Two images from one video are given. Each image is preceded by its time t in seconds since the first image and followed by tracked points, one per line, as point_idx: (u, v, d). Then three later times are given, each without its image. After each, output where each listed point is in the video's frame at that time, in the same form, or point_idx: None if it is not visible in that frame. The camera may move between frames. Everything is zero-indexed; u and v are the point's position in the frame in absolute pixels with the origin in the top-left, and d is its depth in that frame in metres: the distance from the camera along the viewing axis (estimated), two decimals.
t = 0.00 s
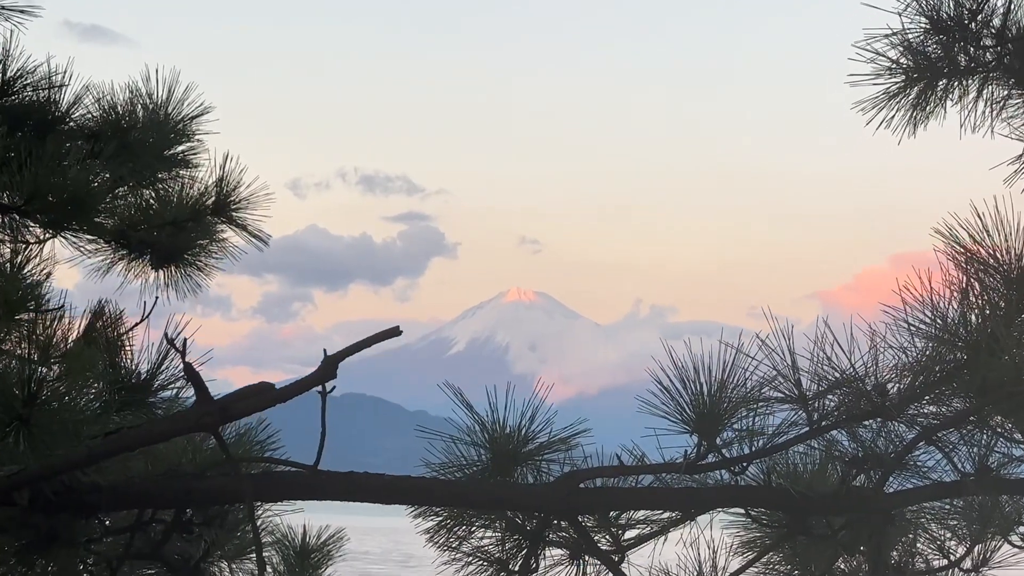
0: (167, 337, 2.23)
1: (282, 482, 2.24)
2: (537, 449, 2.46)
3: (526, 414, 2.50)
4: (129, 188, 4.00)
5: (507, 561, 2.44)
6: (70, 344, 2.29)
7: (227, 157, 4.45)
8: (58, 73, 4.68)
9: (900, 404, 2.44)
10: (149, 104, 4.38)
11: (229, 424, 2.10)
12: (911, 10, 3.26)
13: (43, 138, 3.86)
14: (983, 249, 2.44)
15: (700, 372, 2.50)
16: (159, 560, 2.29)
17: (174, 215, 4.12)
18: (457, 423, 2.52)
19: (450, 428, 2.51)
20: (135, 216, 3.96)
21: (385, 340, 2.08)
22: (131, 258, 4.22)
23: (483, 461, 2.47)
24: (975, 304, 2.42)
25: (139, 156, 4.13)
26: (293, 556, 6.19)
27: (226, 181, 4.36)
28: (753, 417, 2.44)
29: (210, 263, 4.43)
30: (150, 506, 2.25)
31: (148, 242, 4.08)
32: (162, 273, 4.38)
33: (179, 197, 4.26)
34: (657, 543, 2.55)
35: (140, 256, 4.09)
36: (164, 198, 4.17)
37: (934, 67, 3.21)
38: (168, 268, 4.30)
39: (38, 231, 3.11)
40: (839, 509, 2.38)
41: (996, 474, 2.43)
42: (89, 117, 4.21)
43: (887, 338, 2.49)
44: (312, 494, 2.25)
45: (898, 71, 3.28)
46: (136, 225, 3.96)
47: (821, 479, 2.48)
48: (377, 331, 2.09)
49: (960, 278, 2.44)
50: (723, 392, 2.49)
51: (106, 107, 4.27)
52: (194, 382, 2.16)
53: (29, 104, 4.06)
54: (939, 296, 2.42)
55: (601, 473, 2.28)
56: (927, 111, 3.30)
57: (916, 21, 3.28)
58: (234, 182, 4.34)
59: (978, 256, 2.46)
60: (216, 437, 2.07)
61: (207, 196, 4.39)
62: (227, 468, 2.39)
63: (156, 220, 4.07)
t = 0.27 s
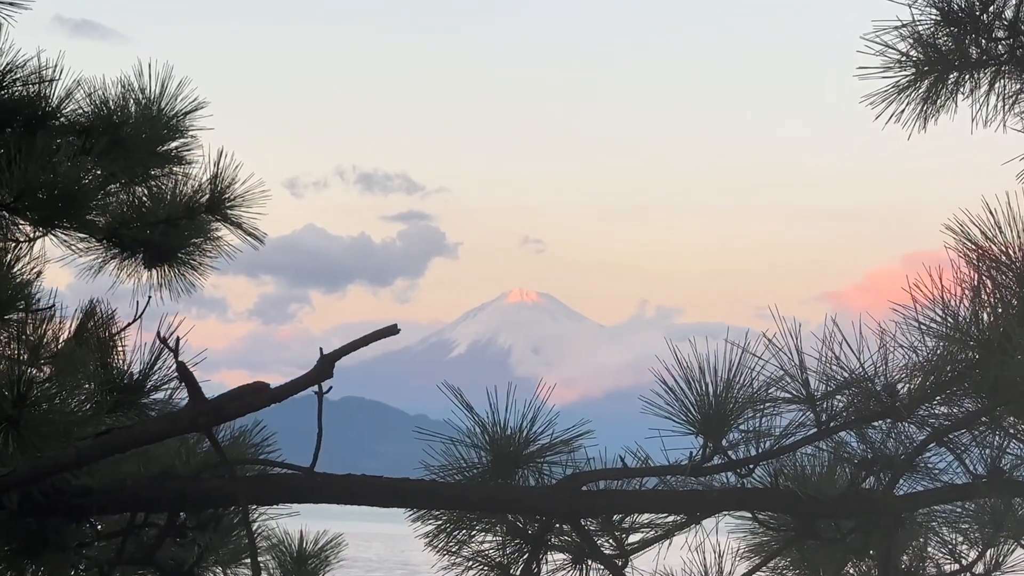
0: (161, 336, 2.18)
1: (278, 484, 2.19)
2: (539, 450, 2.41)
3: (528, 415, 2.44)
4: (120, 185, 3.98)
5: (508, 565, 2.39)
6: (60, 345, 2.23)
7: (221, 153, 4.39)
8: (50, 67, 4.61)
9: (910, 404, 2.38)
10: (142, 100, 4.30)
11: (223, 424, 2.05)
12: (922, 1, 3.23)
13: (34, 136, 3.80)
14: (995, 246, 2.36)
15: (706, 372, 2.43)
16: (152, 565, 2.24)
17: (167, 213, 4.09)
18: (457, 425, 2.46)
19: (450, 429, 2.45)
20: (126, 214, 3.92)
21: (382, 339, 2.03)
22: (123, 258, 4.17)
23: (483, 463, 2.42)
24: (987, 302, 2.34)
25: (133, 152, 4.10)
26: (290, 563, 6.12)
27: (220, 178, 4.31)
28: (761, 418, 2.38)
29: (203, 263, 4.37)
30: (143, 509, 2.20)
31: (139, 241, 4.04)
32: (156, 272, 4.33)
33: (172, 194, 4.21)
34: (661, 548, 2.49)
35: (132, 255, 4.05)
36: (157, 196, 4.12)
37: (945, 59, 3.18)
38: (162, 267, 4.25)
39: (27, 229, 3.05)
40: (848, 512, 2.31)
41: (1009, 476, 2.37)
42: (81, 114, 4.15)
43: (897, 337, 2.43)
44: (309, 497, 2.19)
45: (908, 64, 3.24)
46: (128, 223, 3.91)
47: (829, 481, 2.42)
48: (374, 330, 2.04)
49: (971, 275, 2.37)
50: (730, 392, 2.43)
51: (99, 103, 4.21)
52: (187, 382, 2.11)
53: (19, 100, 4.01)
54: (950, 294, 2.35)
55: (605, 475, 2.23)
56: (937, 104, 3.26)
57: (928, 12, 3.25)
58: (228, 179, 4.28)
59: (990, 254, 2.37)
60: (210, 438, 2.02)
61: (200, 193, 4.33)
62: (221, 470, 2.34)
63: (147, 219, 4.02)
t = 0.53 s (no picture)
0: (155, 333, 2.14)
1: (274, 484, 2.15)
2: (540, 450, 2.37)
3: (529, 414, 2.40)
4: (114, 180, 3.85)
5: (509, 566, 2.35)
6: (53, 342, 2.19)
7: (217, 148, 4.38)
8: (42, 61, 4.54)
9: (918, 402, 2.33)
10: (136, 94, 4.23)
11: (218, 422, 2.01)
12: None
13: (28, 131, 3.71)
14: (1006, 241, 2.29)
15: (711, 369, 2.40)
16: (147, 565, 2.20)
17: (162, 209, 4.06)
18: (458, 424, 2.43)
19: (451, 427, 2.42)
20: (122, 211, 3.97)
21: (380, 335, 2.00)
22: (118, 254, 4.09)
23: (484, 462, 2.38)
24: (996, 299, 2.30)
25: (127, 146, 3.97)
26: (287, 565, 6.08)
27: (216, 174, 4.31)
28: (765, 416, 2.33)
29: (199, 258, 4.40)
30: (138, 508, 2.16)
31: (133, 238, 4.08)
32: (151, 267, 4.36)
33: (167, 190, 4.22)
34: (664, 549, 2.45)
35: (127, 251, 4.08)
36: (152, 193, 4.14)
37: (954, 51, 3.24)
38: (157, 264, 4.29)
39: (19, 225, 2.97)
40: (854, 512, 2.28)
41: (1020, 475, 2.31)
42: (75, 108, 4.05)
43: (905, 333, 2.38)
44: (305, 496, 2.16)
45: (917, 56, 3.32)
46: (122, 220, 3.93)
47: (835, 481, 2.41)
48: (372, 325, 2.01)
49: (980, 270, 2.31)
50: (735, 389, 2.38)
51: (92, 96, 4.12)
52: (182, 378, 2.08)
53: (12, 95, 3.91)
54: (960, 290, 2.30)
55: (607, 474, 2.19)
56: (945, 96, 3.32)
57: (935, 6, 3.33)
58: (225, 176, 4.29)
59: (1001, 249, 2.30)
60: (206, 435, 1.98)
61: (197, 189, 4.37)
62: (217, 469, 2.30)
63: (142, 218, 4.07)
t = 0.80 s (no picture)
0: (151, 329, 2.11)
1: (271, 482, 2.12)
2: (542, 447, 2.35)
3: (530, 411, 2.37)
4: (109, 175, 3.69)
5: (510, 566, 2.31)
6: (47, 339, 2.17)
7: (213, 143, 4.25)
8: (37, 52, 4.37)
9: (925, 399, 2.30)
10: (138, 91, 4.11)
11: (214, 418, 1.99)
12: None
13: (21, 123, 3.57)
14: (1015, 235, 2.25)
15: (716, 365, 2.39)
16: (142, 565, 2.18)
17: (159, 204, 3.99)
18: (457, 422, 2.39)
19: (451, 424, 2.38)
20: (118, 205, 3.84)
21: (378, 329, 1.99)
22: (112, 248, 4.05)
23: (484, 460, 2.35)
24: (1005, 294, 2.26)
25: (127, 142, 3.85)
26: (286, 566, 6.05)
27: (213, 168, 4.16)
28: (770, 413, 2.30)
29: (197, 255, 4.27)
30: (132, 508, 2.13)
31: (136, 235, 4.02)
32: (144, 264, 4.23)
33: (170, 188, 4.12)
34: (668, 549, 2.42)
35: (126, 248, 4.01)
36: (151, 188, 4.01)
37: (960, 43, 3.28)
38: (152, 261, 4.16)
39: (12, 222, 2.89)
40: (859, 510, 2.25)
41: None
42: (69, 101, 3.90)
43: (910, 329, 2.36)
44: (303, 494, 2.13)
45: (924, 48, 3.36)
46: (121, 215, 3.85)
47: (841, 480, 2.37)
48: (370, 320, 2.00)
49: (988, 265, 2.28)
50: (739, 386, 2.35)
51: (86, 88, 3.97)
52: (178, 374, 2.05)
53: (4, 87, 3.75)
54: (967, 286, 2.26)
55: (610, 472, 2.16)
56: (952, 87, 3.35)
57: None
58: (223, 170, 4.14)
59: (1009, 243, 2.26)
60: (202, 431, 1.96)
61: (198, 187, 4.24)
62: (213, 467, 2.28)
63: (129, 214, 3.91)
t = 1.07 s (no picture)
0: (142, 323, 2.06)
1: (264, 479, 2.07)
2: (544, 445, 2.29)
3: (531, 408, 2.31)
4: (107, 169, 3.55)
5: (511, 567, 2.27)
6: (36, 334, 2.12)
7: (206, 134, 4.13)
8: None
9: (937, 395, 2.24)
10: (124, 75, 3.73)
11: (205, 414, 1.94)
12: None
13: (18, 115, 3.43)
14: None
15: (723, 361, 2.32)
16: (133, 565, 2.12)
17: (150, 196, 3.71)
18: (456, 418, 2.31)
19: (449, 421, 2.30)
20: (108, 197, 3.58)
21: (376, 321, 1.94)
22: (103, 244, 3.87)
23: (484, 458, 2.29)
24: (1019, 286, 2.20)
25: (115, 132, 3.47)
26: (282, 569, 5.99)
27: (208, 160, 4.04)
28: (778, 409, 2.23)
29: (191, 250, 4.11)
30: (123, 506, 2.08)
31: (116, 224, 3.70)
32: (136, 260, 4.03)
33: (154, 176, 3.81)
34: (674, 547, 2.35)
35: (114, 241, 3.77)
36: (139, 177, 3.73)
37: (974, 29, 3.24)
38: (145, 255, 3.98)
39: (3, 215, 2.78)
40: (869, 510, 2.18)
41: None
42: (57, 89, 3.49)
43: (923, 324, 2.29)
44: (297, 493, 2.07)
45: (937, 35, 3.31)
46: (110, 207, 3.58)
47: (851, 480, 2.29)
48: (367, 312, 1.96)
49: (1002, 257, 2.23)
50: (746, 381, 2.29)
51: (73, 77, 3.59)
52: (169, 368, 2.00)
53: None
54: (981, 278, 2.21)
55: (613, 471, 2.09)
56: (965, 76, 3.31)
57: None
58: (218, 162, 4.03)
59: None
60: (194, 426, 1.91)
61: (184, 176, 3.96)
62: (206, 465, 2.22)
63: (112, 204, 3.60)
